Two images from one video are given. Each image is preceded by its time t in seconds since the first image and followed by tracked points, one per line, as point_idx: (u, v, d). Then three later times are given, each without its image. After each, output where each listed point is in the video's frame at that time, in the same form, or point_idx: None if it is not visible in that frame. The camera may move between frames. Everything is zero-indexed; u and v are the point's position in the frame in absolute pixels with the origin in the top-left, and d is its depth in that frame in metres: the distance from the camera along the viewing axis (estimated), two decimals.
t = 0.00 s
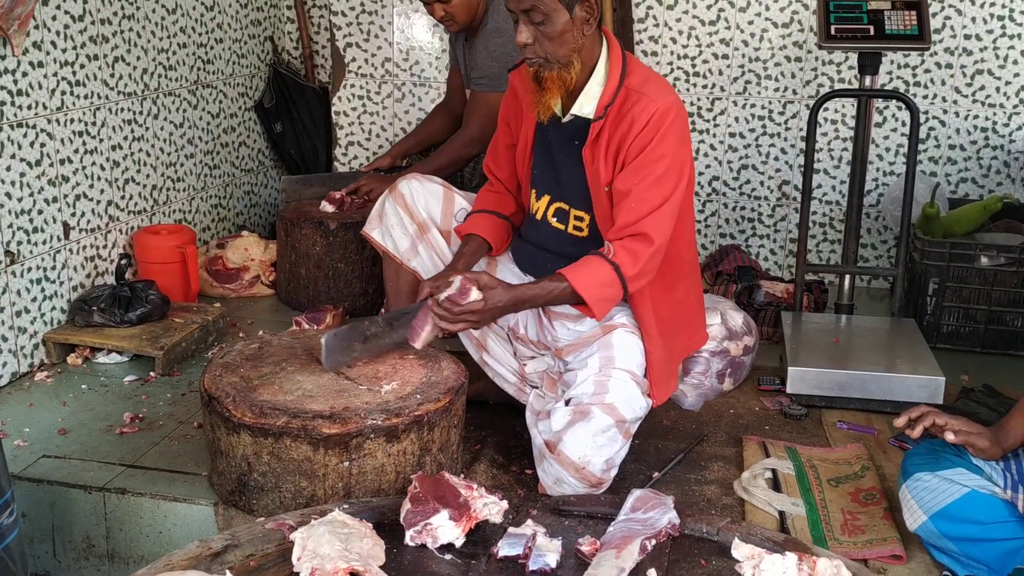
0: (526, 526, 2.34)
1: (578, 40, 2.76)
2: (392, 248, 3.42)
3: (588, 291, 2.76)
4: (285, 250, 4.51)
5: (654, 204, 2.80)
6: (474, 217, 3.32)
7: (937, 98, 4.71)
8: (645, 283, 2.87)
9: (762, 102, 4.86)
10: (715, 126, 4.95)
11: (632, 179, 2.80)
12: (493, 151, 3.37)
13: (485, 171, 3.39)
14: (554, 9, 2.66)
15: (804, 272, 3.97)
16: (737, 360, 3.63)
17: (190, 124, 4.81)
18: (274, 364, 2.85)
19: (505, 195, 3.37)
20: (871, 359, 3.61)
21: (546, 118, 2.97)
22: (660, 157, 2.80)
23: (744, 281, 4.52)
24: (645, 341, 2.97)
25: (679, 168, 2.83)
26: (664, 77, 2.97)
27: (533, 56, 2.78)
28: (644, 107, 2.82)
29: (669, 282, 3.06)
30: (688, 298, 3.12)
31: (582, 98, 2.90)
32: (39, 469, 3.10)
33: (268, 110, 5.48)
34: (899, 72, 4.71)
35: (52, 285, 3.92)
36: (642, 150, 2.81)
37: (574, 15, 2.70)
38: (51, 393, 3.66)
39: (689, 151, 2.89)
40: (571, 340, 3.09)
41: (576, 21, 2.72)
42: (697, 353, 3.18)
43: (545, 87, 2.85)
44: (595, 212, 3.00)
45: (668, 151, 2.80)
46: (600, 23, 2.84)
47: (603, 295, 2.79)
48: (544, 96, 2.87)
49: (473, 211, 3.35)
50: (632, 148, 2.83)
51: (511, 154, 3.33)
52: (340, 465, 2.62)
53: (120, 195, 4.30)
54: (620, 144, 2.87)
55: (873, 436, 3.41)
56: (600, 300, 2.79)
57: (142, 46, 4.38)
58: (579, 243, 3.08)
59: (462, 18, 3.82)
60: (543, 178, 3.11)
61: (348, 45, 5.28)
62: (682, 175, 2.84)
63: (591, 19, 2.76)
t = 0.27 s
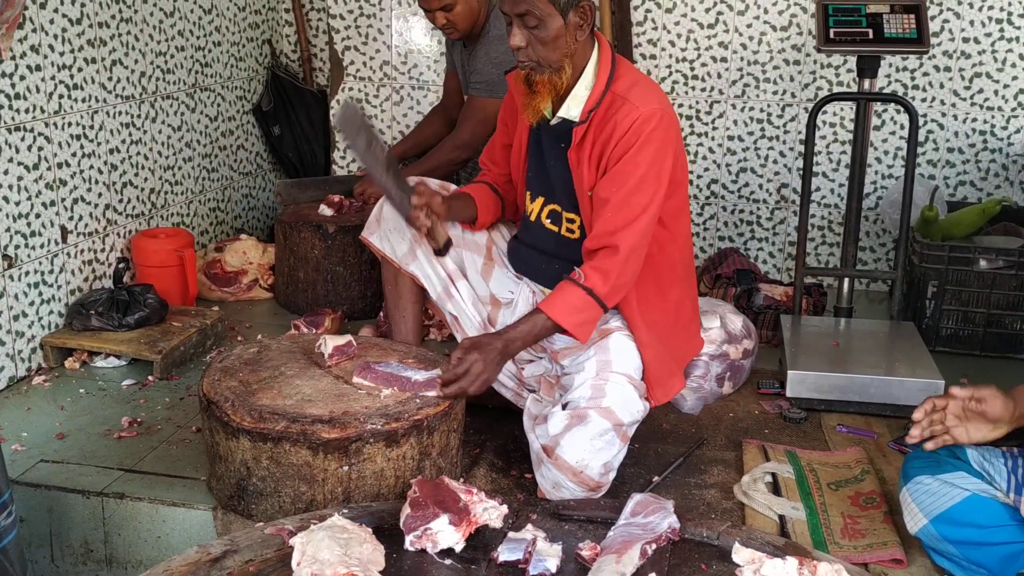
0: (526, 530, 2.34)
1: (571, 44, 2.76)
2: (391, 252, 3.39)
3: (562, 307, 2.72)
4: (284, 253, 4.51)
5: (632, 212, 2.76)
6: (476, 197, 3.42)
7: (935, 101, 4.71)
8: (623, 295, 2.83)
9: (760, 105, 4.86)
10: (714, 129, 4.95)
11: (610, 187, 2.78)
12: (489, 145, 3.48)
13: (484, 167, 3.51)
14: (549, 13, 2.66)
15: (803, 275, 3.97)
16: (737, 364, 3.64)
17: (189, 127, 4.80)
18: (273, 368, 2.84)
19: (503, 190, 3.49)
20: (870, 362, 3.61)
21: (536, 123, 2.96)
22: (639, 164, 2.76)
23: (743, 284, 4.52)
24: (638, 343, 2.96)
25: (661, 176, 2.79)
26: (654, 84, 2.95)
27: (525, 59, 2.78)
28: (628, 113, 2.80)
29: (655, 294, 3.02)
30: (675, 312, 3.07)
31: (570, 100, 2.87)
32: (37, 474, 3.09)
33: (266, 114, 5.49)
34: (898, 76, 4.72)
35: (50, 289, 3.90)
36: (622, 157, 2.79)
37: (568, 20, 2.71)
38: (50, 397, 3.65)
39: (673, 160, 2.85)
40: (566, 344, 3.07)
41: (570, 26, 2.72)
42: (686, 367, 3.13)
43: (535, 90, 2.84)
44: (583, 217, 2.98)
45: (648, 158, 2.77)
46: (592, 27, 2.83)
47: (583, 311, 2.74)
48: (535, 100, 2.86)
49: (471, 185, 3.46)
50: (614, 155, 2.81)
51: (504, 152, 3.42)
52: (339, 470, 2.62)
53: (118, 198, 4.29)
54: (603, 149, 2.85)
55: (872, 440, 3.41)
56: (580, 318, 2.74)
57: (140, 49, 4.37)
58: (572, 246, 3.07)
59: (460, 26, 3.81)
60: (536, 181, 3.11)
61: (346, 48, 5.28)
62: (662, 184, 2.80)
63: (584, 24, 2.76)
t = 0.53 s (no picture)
0: (529, 534, 2.33)
1: (574, 47, 2.75)
2: (391, 254, 3.39)
3: (562, 308, 2.69)
4: (285, 255, 4.50)
5: (635, 211, 2.77)
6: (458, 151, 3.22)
7: (936, 102, 4.71)
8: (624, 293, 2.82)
9: (762, 107, 4.86)
10: (715, 130, 4.95)
11: (612, 186, 2.79)
12: (478, 122, 3.35)
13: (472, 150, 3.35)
14: (552, 18, 2.65)
15: (805, 277, 3.96)
16: (739, 366, 3.59)
17: (189, 129, 4.80)
18: (274, 371, 2.84)
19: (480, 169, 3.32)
20: (872, 364, 3.61)
21: (541, 126, 2.94)
22: (645, 163, 2.77)
23: (744, 286, 4.52)
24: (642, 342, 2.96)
25: (663, 175, 2.80)
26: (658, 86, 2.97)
27: (530, 65, 2.75)
28: (633, 113, 2.81)
29: (657, 293, 3.02)
30: (677, 313, 3.07)
31: (574, 101, 2.87)
32: (38, 477, 3.09)
33: (267, 115, 5.47)
34: (899, 77, 4.72)
35: (50, 291, 3.90)
36: (626, 156, 2.80)
37: (572, 23, 2.70)
38: (50, 400, 3.64)
39: (677, 161, 2.86)
40: (569, 348, 3.08)
41: (573, 29, 2.71)
42: (684, 368, 3.13)
43: (540, 94, 2.82)
44: (587, 217, 2.98)
45: (653, 157, 2.78)
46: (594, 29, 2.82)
47: (585, 312, 2.71)
48: (540, 104, 2.85)
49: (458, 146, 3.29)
50: (619, 154, 2.81)
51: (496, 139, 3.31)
52: (341, 473, 2.61)
53: (119, 200, 4.29)
54: (608, 148, 2.86)
55: (875, 442, 3.40)
56: (583, 319, 2.71)
57: (140, 51, 4.36)
58: (575, 248, 3.07)
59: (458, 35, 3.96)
60: (537, 182, 3.10)
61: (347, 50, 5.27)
62: (666, 183, 2.81)
63: (587, 26, 2.76)
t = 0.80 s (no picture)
0: (530, 533, 2.33)
1: (581, 49, 2.75)
2: (392, 254, 3.39)
3: (564, 306, 2.71)
4: (286, 255, 4.50)
5: (639, 211, 2.77)
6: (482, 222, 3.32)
7: (938, 102, 4.71)
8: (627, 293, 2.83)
9: (763, 107, 4.86)
10: (716, 130, 4.95)
11: (617, 187, 2.79)
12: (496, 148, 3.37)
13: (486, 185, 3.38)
14: (560, 18, 2.65)
15: (806, 277, 3.96)
16: (740, 366, 3.59)
17: (190, 129, 4.80)
18: (276, 371, 2.83)
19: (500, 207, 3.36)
20: (874, 364, 3.60)
21: (547, 128, 2.94)
22: (650, 164, 2.77)
23: (746, 286, 4.52)
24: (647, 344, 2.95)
25: (669, 177, 2.80)
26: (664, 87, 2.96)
27: (536, 66, 2.76)
28: (639, 114, 2.81)
29: (663, 294, 3.02)
30: (682, 313, 3.08)
31: (580, 103, 2.84)
32: (39, 477, 3.08)
33: (268, 115, 5.47)
34: (900, 77, 4.72)
35: (51, 291, 3.89)
36: (632, 157, 2.80)
37: (579, 24, 2.70)
38: (51, 400, 3.64)
39: (682, 162, 2.86)
40: (574, 347, 3.08)
41: (580, 30, 2.71)
42: (689, 369, 3.13)
43: (546, 96, 2.82)
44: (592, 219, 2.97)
45: (659, 158, 2.78)
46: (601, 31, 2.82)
47: (585, 311, 2.73)
48: (546, 106, 2.84)
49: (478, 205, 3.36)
50: (624, 155, 2.81)
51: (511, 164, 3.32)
52: (342, 473, 2.60)
53: (120, 200, 4.28)
54: (614, 149, 2.85)
55: (877, 442, 3.40)
56: (584, 317, 2.73)
57: (141, 50, 4.36)
58: (579, 250, 3.07)
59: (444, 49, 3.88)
60: (542, 183, 3.10)
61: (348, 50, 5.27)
62: (671, 184, 2.82)
63: (594, 28, 2.75)
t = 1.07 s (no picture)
0: (531, 533, 2.32)
1: (585, 50, 2.76)
2: (393, 254, 3.37)
3: (564, 306, 2.71)
4: (286, 255, 4.50)
5: (639, 213, 2.77)
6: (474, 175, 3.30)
7: (938, 102, 4.71)
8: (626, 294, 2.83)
9: (763, 107, 4.86)
10: (716, 130, 4.95)
11: (618, 188, 2.78)
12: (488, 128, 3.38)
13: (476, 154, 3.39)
14: (564, 20, 2.65)
15: (806, 277, 3.96)
16: (740, 366, 3.59)
17: (190, 129, 4.80)
18: (276, 371, 2.83)
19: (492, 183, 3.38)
20: (874, 364, 3.61)
21: (550, 128, 2.95)
22: (651, 166, 2.77)
23: (745, 286, 4.52)
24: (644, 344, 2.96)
25: (669, 179, 2.80)
26: (666, 89, 2.96)
27: (540, 67, 2.75)
28: (640, 116, 2.80)
29: (660, 295, 3.02)
30: (679, 315, 3.07)
31: (582, 102, 2.87)
32: (39, 477, 3.08)
33: (268, 115, 5.47)
34: (900, 77, 4.72)
35: (51, 291, 3.89)
36: (633, 159, 2.79)
37: (583, 26, 2.70)
38: (51, 400, 3.64)
39: (682, 165, 2.85)
40: (573, 348, 3.08)
41: (584, 32, 2.71)
42: (686, 371, 3.13)
43: (551, 97, 2.85)
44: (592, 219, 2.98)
45: (660, 160, 2.77)
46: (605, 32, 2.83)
47: (583, 312, 2.72)
48: (551, 106, 2.87)
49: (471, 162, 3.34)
50: (624, 156, 2.81)
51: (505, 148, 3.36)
52: (343, 473, 2.60)
53: (120, 200, 4.28)
54: (614, 151, 2.85)
55: (877, 442, 3.40)
56: (583, 319, 2.72)
57: (141, 50, 4.36)
58: (580, 249, 3.07)
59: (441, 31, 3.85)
60: (544, 183, 3.10)
61: (348, 50, 5.27)
62: (671, 186, 2.81)
63: (599, 28, 2.76)
